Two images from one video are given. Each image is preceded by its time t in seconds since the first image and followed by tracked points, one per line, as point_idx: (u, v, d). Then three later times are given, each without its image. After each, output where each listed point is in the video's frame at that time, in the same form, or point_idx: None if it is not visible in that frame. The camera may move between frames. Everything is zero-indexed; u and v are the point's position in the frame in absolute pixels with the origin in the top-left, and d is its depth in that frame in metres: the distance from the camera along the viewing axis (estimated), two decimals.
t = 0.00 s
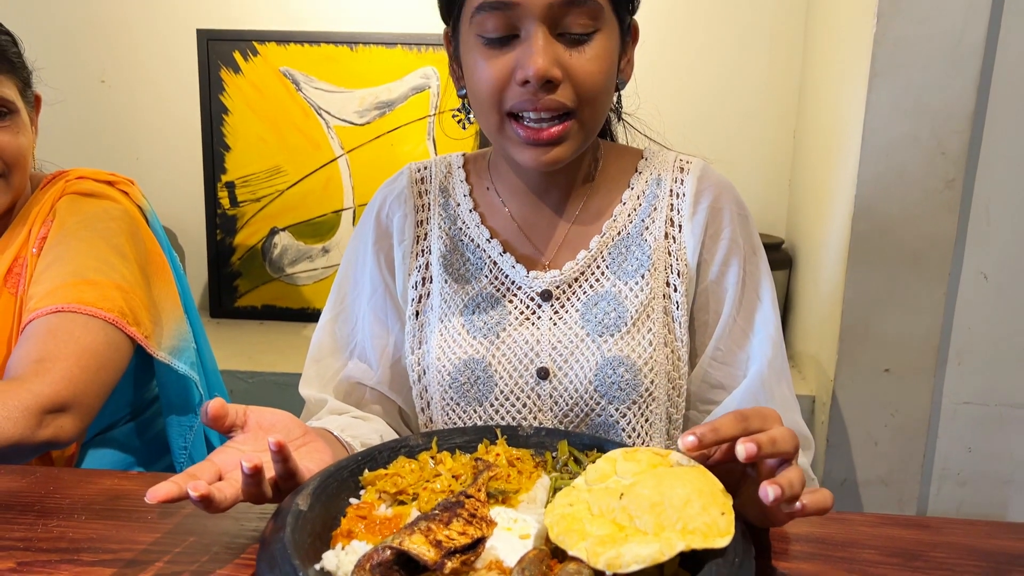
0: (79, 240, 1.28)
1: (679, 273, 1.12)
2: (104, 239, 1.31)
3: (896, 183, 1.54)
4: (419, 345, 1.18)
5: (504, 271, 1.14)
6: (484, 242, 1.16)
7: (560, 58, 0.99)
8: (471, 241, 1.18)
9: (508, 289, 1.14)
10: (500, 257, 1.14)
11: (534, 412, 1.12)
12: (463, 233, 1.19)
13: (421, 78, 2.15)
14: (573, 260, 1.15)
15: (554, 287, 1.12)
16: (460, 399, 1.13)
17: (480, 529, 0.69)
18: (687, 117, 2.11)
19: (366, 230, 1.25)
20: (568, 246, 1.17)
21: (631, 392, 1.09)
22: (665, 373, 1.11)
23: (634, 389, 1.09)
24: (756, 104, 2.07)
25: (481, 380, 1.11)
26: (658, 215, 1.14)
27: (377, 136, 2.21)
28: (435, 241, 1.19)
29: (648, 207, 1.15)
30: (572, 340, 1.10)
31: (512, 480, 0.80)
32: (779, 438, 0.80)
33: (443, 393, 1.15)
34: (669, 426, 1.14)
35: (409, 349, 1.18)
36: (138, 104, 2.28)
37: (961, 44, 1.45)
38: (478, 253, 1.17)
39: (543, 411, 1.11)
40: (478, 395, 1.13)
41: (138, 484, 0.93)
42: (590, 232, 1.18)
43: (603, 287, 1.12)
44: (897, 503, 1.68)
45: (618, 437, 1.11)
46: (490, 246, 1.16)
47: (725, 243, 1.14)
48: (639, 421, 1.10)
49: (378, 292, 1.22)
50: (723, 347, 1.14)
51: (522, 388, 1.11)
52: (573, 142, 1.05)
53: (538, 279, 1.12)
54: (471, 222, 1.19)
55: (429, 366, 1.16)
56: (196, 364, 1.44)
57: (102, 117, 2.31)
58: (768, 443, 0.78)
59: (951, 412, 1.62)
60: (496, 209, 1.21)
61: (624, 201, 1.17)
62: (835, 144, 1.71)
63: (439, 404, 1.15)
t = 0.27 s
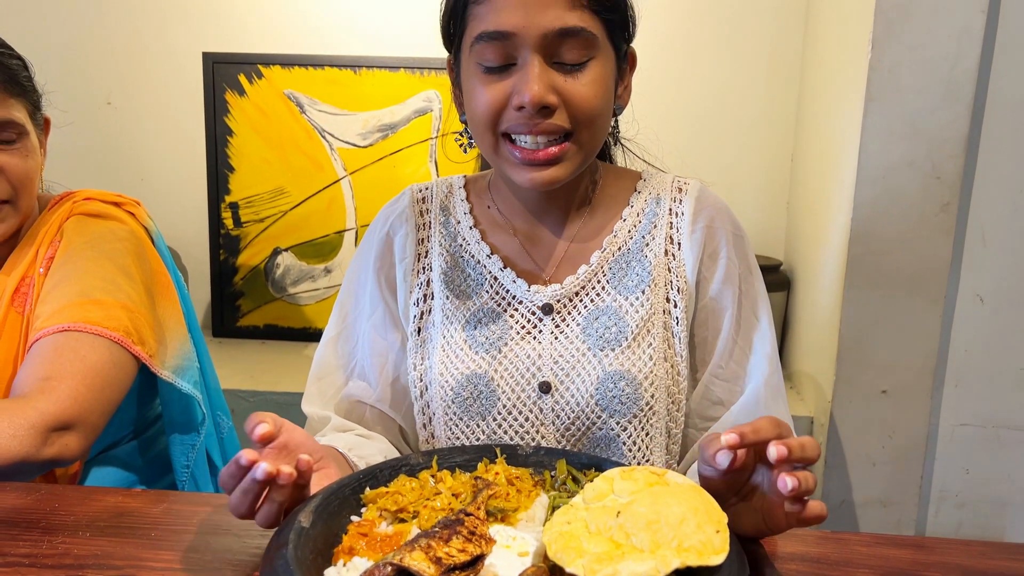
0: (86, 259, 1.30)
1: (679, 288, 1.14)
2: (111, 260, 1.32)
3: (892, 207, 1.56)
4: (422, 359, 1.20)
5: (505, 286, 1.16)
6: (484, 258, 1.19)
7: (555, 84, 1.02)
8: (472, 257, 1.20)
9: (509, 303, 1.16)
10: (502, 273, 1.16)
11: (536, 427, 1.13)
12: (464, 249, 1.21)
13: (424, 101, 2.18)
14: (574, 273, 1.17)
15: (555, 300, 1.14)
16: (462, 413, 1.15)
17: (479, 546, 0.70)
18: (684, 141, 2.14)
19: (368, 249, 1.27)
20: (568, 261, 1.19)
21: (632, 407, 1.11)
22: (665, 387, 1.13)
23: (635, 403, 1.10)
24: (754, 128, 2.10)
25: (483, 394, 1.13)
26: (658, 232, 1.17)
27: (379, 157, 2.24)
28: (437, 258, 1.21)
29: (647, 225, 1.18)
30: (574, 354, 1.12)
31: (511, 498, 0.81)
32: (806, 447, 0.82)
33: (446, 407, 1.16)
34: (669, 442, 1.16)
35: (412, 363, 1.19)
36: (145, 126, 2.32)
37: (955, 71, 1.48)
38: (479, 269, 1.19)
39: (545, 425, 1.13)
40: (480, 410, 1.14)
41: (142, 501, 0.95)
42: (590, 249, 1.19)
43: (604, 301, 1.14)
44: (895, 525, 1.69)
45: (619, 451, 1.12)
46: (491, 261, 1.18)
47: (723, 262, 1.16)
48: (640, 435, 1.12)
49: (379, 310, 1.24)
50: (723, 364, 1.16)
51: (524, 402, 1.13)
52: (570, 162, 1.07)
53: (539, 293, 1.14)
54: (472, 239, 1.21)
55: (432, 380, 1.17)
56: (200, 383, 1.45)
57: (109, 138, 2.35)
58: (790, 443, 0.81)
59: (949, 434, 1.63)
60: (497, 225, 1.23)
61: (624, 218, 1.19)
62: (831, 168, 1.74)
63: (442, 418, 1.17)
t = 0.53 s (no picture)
0: (94, 274, 1.30)
1: (684, 309, 1.16)
2: (117, 274, 1.33)
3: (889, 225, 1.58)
4: (429, 375, 1.22)
5: (512, 303, 1.18)
6: (492, 276, 1.20)
7: (558, 92, 1.03)
8: (480, 275, 1.21)
9: (516, 321, 1.18)
10: (509, 290, 1.18)
11: (541, 444, 1.14)
12: (472, 267, 1.23)
13: (427, 118, 2.22)
14: (580, 291, 1.19)
15: (562, 318, 1.15)
16: (468, 429, 1.16)
17: (480, 558, 0.72)
18: (685, 159, 2.17)
19: (377, 266, 1.29)
20: (574, 278, 1.21)
21: (636, 425, 1.12)
22: (668, 406, 1.15)
23: (640, 421, 1.12)
24: (753, 147, 2.13)
25: (489, 411, 1.14)
26: (664, 253, 1.18)
27: (383, 174, 2.27)
28: (445, 275, 1.23)
29: (653, 246, 1.19)
30: (579, 372, 1.13)
31: (512, 510, 0.82)
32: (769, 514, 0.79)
33: (452, 423, 1.18)
34: (671, 460, 1.18)
35: (418, 379, 1.21)
36: (152, 143, 2.35)
37: (950, 91, 1.50)
38: (487, 286, 1.20)
39: (550, 442, 1.14)
40: (485, 426, 1.15)
41: (148, 512, 0.96)
42: (596, 267, 1.21)
43: (610, 320, 1.16)
44: (894, 541, 1.69)
45: (623, 468, 1.13)
46: (499, 279, 1.19)
47: (727, 285, 1.19)
48: (644, 454, 1.13)
49: (386, 326, 1.25)
50: (726, 384, 1.18)
51: (529, 419, 1.14)
52: (575, 171, 1.08)
53: (546, 312, 1.15)
54: (480, 257, 1.23)
55: (439, 396, 1.19)
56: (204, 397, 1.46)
57: (116, 154, 2.38)
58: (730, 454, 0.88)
59: (948, 450, 1.64)
60: (504, 242, 1.25)
61: (630, 239, 1.21)
62: (829, 186, 1.76)
63: (448, 433, 1.18)
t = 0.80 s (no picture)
0: (101, 284, 1.31)
1: (685, 322, 1.18)
2: (124, 284, 1.34)
3: (887, 238, 1.59)
4: (434, 384, 1.23)
5: (517, 314, 1.19)
6: (497, 287, 1.22)
7: (566, 102, 1.05)
8: (486, 286, 1.23)
9: (521, 331, 1.19)
10: (514, 301, 1.20)
11: (544, 453, 1.16)
12: (478, 279, 1.24)
13: (429, 131, 2.24)
14: (585, 302, 1.20)
15: (565, 329, 1.17)
16: (472, 438, 1.18)
17: (480, 564, 0.73)
18: (685, 172, 2.20)
19: (385, 276, 1.31)
20: (579, 289, 1.22)
21: (638, 435, 1.13)
22: (670, 417, 1.16)
23: (642, 431, 1.13)
24: (752, 161, 2.16)
25: (493, 420, 1.16)
26: (666, 267, 1.20)
27: (385, 186, 2.29)
28: (452, 286, 1.25)
29: (655, 259, 1.21)
30: (583, 382, 1.15)
31: (511, 518, 0.83)
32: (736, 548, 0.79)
33: (456, 432, 1.19)
34: (672, 470, 1.19)
35: (423, 388, 1.22)
36: (157, 155, 2.38)
37: (946, 106, 1.52)
38: (492, 297, 1.22)
39: (553, 451, 1.15)
40: (489, 435, 1.17)
41: (153, 519, 0.97)
42: (599, 279, 1.23)
43: (613, 331, 1.17)
44: (892, 552, 1.69)
45: (624, 477, 1.15)
46: (504, 290, 1.21)
47: (728, 297, 1.20)
48: (646, 464, 1.14)
49: (391, 335, 1.27)
50: (727, 396, 1.19)
51: (533, 429, 1.15)
52: (581, 179, 1.07)
53: (550, 322, 1.17)
54: (486, 268, 1.24)
55: (443, 405, 1.20)
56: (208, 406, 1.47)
57: (122, 166, 2.41)
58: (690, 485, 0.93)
59: (945, 462, 1.65)
60: (510, 256, 1.27)
61: (633, 252, 1.22)
62: (827, 199, 1.78)
63: (452, 442, 1.20)
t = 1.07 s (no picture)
0: (109, 293, 1.33)
1: (682, 331, 1.20)
2: (130, 292, 1.36)
3: (883, 249, 1.60)
4: (435, 389, 1.25)
5: (518, 322, 1.22)
6: (498, 294, 1.24)
7: (570, 113, 1.06)
8: (488, 293, 1.25)
9: (521, 339, 1.22)
10: (514, 309, 1.22)
11: (541, 458, 1.18)
12: (480, 286, 1.27)
13: (431, 142, 2.27)
14: (584, 311, 1.22)
15: (564, 337, 1.19)
16: (471, 442, 1.20)
17: (478, 565, 0.75)
18: (683, 182, 2.22)
19: (390, 282, 1.34)
20: (578, 299, 1.25)
21: (634, 441, 1.15)
22: (666, 424, 1.18)
23: (638, 437, 1.15)
24: (750, 172, 2.18)
25: (492, 424, 1.18)
26: (664, 276, 1.23)
27: (388, 196, 2.32)
28: (454, 293, 1.27)
29: (654, 269, 1.23)
30: (580, 389, 1.17)
31: (509, 521, 0.85)
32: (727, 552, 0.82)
33: (456, 436, 1.21)
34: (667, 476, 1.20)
35: (425, 392, 1.25)
36: (162, 164, 2.42)
37: (940, 119, 1.54)
38: (494, 305, 1.24)
39: (550, 456, 1.18)
40: (488, 439, 1.19)
41: (159, 522, 1.00)
42: (599, 289, 1.25)
43: (611, 340, 1.19)
44: (887, 559, 1.71)
45: (620, 482, 1.16)
46: (506, 298, 1.23)
47: (724, 309, 1.22)
48: (641, 470, 1.16)
49: (395, 340, 1.29)
50: (720, 405, 1.22)
51: (531, 433, 1.18)
52: (583, 193, 1.10)
53: (549, 330, 1.19)
54: (488, 276, 1.27)
55: (444, 410, 1.23)
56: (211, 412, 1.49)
57: (127, 175, 2.44)
58: (683, 492, 0.95)
59: (940, 470, 1.67)
60: (512, 265, 1.29)
61: (632, 262, 1.25)
62: (823, 210, 1.80)
63: (452, 446, 1.22)
